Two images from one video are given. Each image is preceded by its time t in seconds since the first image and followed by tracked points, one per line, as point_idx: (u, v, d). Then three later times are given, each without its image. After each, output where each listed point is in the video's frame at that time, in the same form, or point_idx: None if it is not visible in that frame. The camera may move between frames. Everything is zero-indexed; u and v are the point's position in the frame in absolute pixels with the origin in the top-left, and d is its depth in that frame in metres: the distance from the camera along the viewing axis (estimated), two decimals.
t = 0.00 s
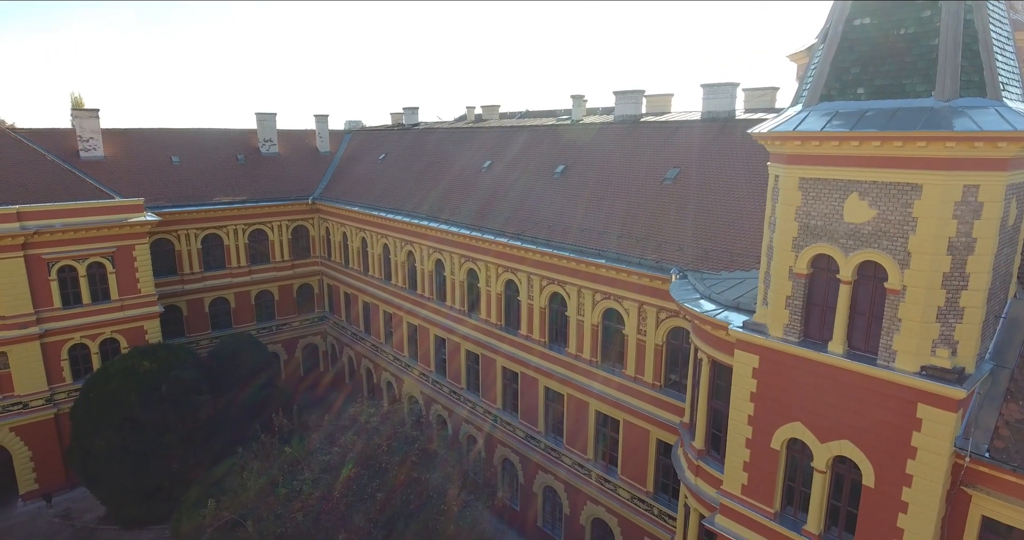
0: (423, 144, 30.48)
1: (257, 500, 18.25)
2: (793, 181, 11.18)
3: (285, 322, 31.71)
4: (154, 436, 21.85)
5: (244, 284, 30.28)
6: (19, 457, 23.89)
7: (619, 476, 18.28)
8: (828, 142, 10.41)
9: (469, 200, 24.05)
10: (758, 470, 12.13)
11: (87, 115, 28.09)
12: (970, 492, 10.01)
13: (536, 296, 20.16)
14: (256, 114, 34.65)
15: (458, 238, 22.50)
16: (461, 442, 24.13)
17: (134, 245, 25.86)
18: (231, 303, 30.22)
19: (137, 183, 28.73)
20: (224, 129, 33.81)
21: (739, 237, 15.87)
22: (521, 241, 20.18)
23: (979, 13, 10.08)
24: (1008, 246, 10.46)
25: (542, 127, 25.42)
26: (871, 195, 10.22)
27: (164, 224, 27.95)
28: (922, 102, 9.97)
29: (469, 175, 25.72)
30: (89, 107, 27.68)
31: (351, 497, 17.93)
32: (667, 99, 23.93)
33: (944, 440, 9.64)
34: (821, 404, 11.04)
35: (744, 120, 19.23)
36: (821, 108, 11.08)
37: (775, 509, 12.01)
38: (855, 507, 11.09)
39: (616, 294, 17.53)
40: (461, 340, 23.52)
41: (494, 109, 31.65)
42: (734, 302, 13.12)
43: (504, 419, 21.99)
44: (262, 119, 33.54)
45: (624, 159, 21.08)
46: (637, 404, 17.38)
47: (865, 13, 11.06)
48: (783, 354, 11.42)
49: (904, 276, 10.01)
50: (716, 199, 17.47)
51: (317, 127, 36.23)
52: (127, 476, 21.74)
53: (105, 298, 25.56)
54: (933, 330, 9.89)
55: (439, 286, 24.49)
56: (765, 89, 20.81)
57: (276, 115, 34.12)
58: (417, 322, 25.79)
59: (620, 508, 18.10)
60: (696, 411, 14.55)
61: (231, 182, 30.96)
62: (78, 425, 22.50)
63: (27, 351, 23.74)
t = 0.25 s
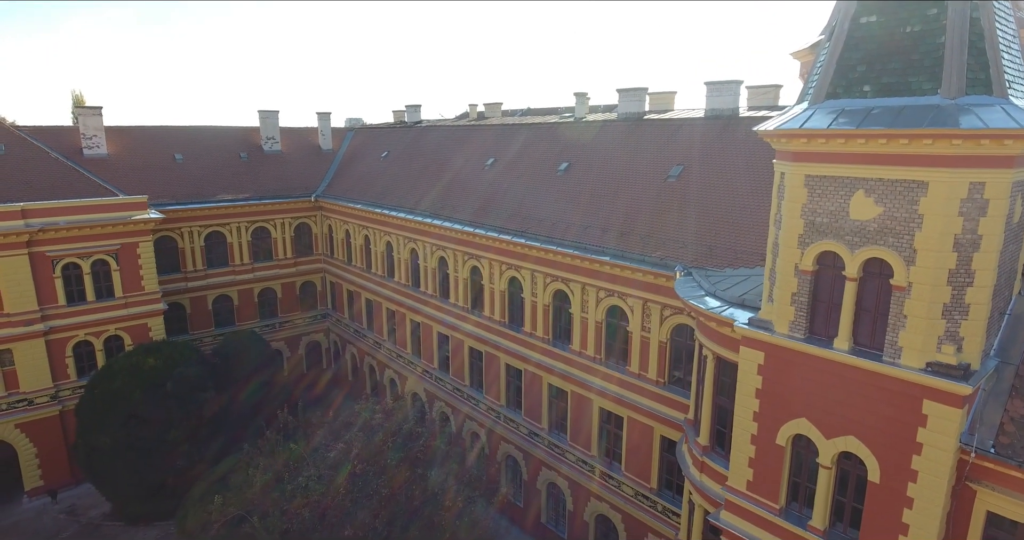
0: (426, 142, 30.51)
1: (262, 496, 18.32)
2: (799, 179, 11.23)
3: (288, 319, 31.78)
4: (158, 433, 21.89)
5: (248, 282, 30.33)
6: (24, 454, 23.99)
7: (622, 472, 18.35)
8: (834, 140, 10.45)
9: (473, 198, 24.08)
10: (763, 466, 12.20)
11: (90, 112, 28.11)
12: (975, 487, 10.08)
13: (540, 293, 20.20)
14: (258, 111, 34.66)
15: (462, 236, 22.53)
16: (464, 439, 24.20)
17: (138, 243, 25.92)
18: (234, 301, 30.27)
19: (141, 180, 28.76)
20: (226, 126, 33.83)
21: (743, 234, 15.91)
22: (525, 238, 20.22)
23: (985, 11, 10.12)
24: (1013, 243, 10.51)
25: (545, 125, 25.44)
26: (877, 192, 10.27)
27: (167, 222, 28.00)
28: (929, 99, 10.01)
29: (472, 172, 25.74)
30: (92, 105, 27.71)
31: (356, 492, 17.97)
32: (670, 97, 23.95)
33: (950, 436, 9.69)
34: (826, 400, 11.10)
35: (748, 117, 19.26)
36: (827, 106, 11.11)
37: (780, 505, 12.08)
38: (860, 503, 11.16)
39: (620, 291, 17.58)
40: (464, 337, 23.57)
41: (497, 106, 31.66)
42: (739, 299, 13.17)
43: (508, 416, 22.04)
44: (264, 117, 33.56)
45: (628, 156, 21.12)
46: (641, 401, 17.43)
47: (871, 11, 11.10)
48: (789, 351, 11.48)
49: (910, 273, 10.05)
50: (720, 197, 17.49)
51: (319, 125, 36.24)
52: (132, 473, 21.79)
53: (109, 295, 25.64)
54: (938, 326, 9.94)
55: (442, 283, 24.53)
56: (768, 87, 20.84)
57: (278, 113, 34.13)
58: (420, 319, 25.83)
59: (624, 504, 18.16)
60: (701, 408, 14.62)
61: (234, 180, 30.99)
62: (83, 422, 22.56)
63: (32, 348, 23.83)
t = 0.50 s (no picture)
0: (434, 139, 30.56)
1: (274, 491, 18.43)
2: (811, 176, 11.21)
3: (296, 316, 31.94)
4: (169, 428, 22.03)
5: (256, 278, 30.48)
6: (38, 449, 24.30)
7: (631, 469, 18.39)
8: (847, 137, 10.44)
9: (481, 195, 24.11)
10: (774, 464, 12.22)
11: (101, 110, 28.29)
12: (989, 486, 10.07)
13: (549, 290, 20.23)
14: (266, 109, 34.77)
15: (470, 233, 22.57)
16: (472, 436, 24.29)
17: (148, 239, 26.12)
18: (243, 297, 30.43)
19: (151, 177, 28.93)
20: (235, 123, 33.96)
21: (754, 231, 15.90)
22: (534, 236, 20.24)
23: (1000, 7, 10.07)
24: None
25: (554, 122, 25.44)
26: (890, 190, 10.25)
27: (177, 218, 28.18)
28: (943, 96, 9.98)
29: (480, 170, 25.77)
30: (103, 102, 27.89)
31: (364, 487, 18.17)
32: (679, 94, 23.91)
33: (964, 434, 9.67)
34: (838, 397, 11.12)
35: (758, 114, 19.21)
36: (840, 103, 11.08)
37: (791, 502, 12.10)
38: (872, 501, 11.16)
39: (629, 288, 17.59)
40: (473, 334, 23.63)
41: (504, 104, 31.68)
42: (750, 297, 13.16)
43: (516, 413, 22.10)
44: (273, 114, 33.68)
45: (637, 153, 21.09)
46: (650, 398, 17.45)
47: (885, 7, 11.07)
48: (801, 348, 11.48)
49: (924, 271, 10.03)
50: (731, 194, 17.46)
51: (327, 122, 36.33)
52: (143, 466, 21.97)
53: (120, 291, 25.86)
54: (952, 324, 9.93)
55: (451, 280, 24.60)
56: (778, 84, 20.78)
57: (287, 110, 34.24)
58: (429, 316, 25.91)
59: (632, 501, 18.22)
60: (711, 405, 14.64)
61: (243, 177, 31.12)
62: (96, 417, 22.76)
63: (44, 343, 24.08)
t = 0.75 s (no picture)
0: (446, 136, 30.61)
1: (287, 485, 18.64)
2: (828, 173, 11.16)
3: (308, 312, 32.16)
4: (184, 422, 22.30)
5: (269, 274, 30.69)
6: (55, 442, 24.68)
7: (642, 466, 18.42)
8: (866, 134, 10.38)
9: (493, 192, 24.14)
10: (789, 461, 12.21)
11: (116, 107, 28.56)
12: (1007, 486, 10.01)
13: (561, 287, 20.25)
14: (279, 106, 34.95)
15: (482, 230, 22.61)
16: (483, 432, 24.38)
17: (163, 236, 26.38)
18: (256, 293, 30.66)
19: (165, 174, 29.19)
20: (248, 120, 34.16)
21: (768, 229, 15.84)
22: (546, 233, 20.24)
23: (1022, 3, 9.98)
24: None
25: (566, 119, 25.41)
26: (908, 187, 10.19)
27: (191, 215, 28.42)
28: (963, 93, 9.90)
29: (492, 167, 25.79)
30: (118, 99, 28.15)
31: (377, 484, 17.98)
32: (692, 91, 23.82)
33: (982, 433, 9.60)
34: (854, 395, 11.08)
35: (773, 111, 19.11)
36: (858, 100, 11.01)
37: (806, 501, 12.08)
38: (888, 500, 11.12)
39: (642, 286, 17.58)
40: (484, 330, 23.70)
41: (516, 101, 31.67)
42: (765, 294, 13.12)
43: (528, 410, 22.16)
44: (285, 111, 33.85)
45: (650, 151, 21.04)
46: (663, 395, 17.45)
47: (905, 3, 10.99)
48: (817, 346, 11.45)
49: (942, 269, 9.97)
50: (745, 191, 17.39)
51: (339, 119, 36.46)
52: (157, 460, 22.12)
53: (135, 286, 26.15)
54: (971, 323, 9.87)
55: (462, 277, 24.67)
56: (793, 81, 20.66)
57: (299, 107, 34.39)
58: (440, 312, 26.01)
59: (643, 498, 18.25)
60: (724, 402, 14.63)
61: (255, 174, 31.32)
62: (111, 411, 22.99)
63: (61, 338, 24.41)
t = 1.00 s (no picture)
0: (459, 133, 30.66)
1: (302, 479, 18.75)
2: (848, 171, 11.08)
3: (322, 307, 32.39)
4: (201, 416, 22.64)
5: (283, 270, 30.92)
6: (74, 434, 25.08)
7: (656, 464, 18.40)
8: (887, 132, 10.29)
9: (507, 189, 24.17)
10: (805, 460, 12.17)
11: (134, 104, 28.88)
12: None
13: (575, 285, 20.25)
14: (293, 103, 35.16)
15: (496, 227, 22.65)
16: (496, 429, 24.45)
17: (180, 231, 26.69)
18: (270, 289, 30.91)
19: (181, 171, 29.48)
20: (262, 117, 34.40)
21: (785, 226, 15.74)
22: (561, 230, 20.22)
23: None
24: None
25: (580, 116, 25.37)
26: (930, 185, 10.10)
27: (207, 211, 28.69)
28: (988, 90, 9.79)
29: (506, 164, 25.81)
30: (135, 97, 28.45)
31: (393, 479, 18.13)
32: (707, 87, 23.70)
33: (1004, 433, 9.49)
34: (873, 394, 11.02)
35: (790, 109, 18.97)
36: (880, 97, 10.91)
37: (823, 500, 12.04)
38: (906, 500, 11.06)
39: (656, 283, 17.54)
40: (497, 327, 23.76)
41: (529, 98, 31.66)
42: (783, 292, 13.06)
43: (541, 407, 22.21)
44: (299, 108, 34.04)
45: (665, 148, 20.96)
46: (677, 393, 17.43)
47: None
48: (835, 345, 11.38)
49: (964, 268, 9.87)
50: (762, 189, 17.29)
51: (353, 116, 36.63)
52: (175, 454, 22.37)
53: (153, 282, 26.49)
54: (994, 322, 9.76)
55: (475, 274, 24.75)
56: (810, 77, 20.51)
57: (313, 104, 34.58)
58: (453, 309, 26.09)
59: (657, 496, 18.25)
60: (740, 401, 14.60)
61: (270, 170, 31.55)
62: (129, 405, 23.23)
63: (80, 332, 24.76)
